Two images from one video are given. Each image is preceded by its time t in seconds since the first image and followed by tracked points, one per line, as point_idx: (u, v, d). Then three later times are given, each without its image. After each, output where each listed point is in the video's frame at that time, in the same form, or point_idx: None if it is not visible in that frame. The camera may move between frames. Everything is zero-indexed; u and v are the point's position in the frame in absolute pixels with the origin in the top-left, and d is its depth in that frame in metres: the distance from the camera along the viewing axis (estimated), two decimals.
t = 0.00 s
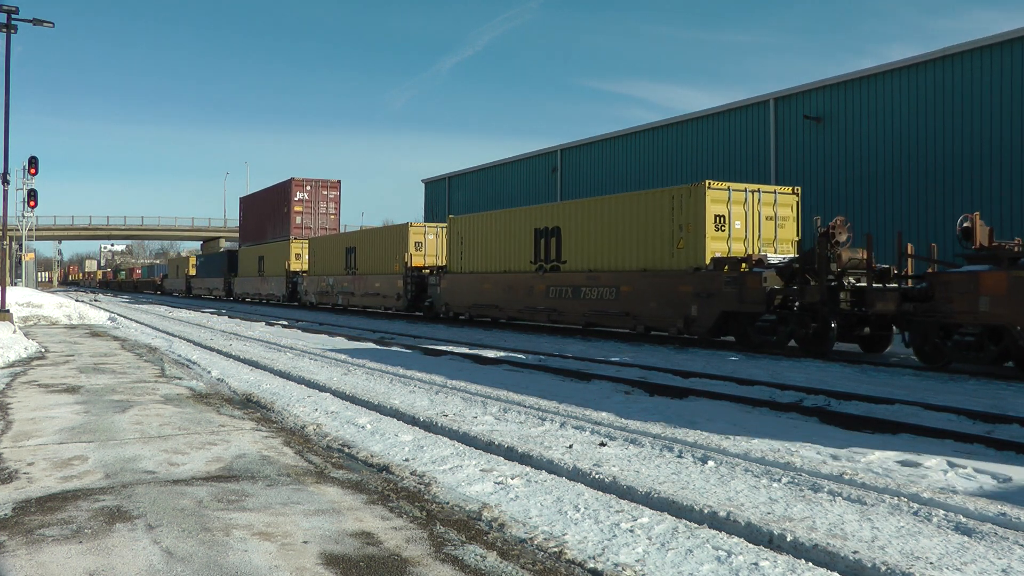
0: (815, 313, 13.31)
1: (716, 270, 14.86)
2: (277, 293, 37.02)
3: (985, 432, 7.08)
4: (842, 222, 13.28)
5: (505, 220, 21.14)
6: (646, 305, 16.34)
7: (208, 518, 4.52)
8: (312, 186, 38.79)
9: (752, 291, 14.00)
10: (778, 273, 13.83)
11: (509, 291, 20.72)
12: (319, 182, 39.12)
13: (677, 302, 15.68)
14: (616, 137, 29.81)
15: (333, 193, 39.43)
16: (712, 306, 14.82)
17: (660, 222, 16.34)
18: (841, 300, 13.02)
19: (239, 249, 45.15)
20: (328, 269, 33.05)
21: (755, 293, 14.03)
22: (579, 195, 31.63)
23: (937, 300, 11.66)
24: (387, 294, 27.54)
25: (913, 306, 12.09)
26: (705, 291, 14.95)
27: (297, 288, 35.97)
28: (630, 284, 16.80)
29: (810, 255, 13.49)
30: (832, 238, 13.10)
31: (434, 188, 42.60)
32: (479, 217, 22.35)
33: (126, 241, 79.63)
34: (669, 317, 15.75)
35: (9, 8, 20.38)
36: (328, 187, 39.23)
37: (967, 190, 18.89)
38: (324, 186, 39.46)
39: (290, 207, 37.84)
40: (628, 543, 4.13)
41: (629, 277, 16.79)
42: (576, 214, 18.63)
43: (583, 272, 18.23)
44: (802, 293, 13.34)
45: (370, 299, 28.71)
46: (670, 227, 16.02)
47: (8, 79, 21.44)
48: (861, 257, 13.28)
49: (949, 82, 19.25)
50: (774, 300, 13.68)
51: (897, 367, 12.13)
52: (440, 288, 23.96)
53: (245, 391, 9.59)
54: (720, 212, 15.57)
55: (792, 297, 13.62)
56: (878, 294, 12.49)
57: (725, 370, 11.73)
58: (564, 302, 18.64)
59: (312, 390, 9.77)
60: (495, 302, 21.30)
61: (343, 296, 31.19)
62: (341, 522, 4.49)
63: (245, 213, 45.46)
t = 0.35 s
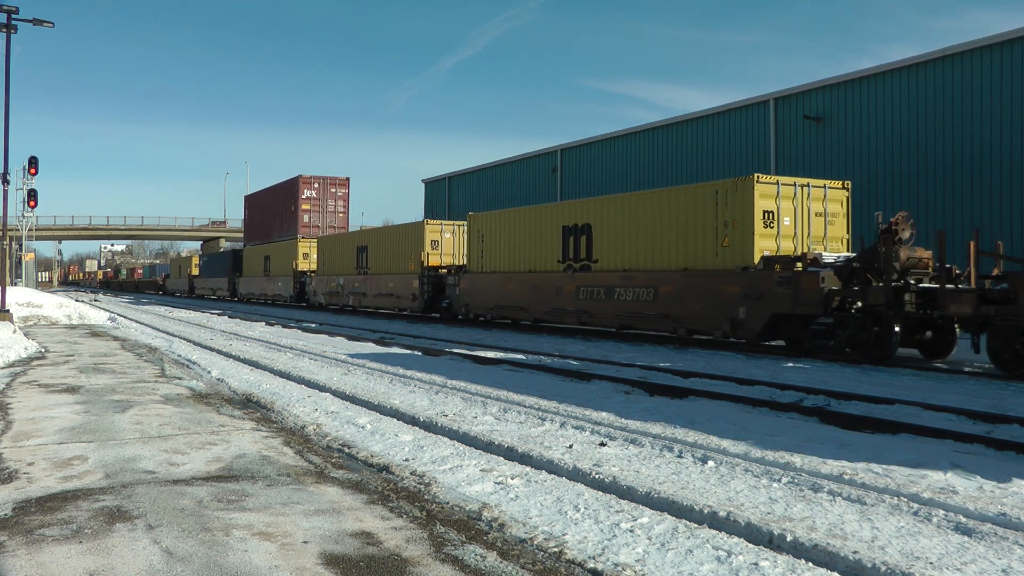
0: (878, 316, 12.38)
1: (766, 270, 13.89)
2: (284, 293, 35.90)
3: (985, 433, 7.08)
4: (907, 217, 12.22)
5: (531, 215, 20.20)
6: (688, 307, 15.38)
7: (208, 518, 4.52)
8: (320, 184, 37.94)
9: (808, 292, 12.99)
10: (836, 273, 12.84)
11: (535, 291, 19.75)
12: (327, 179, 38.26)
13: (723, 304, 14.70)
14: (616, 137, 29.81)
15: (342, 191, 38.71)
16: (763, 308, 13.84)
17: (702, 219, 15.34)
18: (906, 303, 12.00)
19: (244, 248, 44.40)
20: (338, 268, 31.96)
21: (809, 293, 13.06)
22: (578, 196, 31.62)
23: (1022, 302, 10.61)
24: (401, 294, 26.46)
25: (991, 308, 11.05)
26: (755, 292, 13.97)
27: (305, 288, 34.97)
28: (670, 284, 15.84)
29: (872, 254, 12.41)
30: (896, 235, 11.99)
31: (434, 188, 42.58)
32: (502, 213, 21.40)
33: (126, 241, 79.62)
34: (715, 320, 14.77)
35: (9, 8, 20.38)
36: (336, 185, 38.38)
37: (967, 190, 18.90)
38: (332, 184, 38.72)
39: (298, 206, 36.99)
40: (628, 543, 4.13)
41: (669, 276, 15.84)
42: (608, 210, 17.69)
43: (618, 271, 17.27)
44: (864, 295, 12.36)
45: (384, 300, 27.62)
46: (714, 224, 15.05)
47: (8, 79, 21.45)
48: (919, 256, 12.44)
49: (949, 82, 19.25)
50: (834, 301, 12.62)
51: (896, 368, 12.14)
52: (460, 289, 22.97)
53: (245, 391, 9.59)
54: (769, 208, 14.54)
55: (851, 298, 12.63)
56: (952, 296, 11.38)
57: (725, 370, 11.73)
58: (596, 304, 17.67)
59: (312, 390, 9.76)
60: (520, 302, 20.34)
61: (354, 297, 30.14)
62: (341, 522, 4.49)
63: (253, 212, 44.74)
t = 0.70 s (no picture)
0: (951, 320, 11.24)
1: (823, 269, 12.86)
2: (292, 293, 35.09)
3: (985, 433, 7.08)
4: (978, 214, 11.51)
5: (560, 212, 19.31)
6: (736, 310, 14.37)
7: (208, 519, 4.51)
8: (329, 181, 37.02)
9: (871, 292, 11.96)
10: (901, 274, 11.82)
11: (564, 292, 18.82)
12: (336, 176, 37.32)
13: (774, 306, 13.67)
14: (616, 137, 29.81)
15: (350, 188, 37.73)
16: (819, 312, 12.80)
17: (751, 215, 14.40)
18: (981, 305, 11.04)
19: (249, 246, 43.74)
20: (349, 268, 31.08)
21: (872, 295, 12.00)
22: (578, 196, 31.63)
23: None
24: (416, 295, 25.47)
25: None
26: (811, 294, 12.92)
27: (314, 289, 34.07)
28: (714, 285, 14.84)
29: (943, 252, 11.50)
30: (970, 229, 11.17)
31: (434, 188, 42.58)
32: (528, 211, 20.49)
33: (126, 241, 79.63)
34: (765, 324, 13.77)
35: (9, 8, 20.39)
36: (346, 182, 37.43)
37: (967, 190, 18.89)
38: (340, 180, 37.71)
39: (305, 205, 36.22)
40: (628, 543, 4.13)
41: (712, 276, 14.89)
42: (647, 206, 16.77)
43: (656, 271, 16.33)
44: (935, 295, 11.29)
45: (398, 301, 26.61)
46: (763, 220, 14.12)
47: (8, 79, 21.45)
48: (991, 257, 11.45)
49: (949, 83, 19.24)
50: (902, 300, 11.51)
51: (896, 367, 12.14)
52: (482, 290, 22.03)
53: (245, 391, 9.59)
54: (823, 202, 13.53)
55: (917, 300, 11.55)
56: None
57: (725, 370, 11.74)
58: (630, 305, 16.69)
59: (312, 390, 9.76)
60: (548, 304, 19.40)
61: (366, 297, 29.20)
62: (341, 522, 4.48)
63: (258, 209, 43.87)
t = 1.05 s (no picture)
0: None
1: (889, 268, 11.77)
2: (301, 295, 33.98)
3: (985, 433, 7.09)
4: None
5: (589, 208, 18.26)
6: (789, 313, 13.29)
7: (208, 518, 4.52)
8: (337, 177, 36.46)
9: (944, 294, 10.86)
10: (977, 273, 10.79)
11: (595, 293, 17.78)
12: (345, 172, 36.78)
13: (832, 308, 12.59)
14: (616, 137, 29.82)
15: (360, 185, 37.06)
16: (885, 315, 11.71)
17: (805, 210, 13.36)
18: None
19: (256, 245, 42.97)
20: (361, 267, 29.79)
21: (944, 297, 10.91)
22: (578, 196, 31.63)
23: None
24: (433, 296, 24.21)
25: None
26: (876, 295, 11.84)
27: (323, 289, 33.00)
28: (765, 286, 13.75)
29: None
30: None
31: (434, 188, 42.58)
32: (556, 206, 19.44)
33: (126, 241, 79.59)
34: (821, 328, 12.70)
35: (9, 8, 20.37)
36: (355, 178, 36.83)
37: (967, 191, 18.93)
38: (350, 177, 37.15)
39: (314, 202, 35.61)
40: (628, 543, 4.13)
41: (762, 275, 13.84)
42: (688, 201, 15.74)
43: (699, 270, 15.29)
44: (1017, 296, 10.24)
45: (414, 302, 25.30)
46: (819, 216, 13.08)
47: (8, 79, 21.44)
48: None
49: (949, 82, 19.25)
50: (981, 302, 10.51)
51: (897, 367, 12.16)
52: (506, 291, 20.94)
53: (245, 391, 9.59)
54: (886, 196, 12.47)
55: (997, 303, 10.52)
56: None
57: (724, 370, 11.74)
58: (670, 307, 15.67)
59: (312, 390, 9.76)
60: (577, 305, 18.33)
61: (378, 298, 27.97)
62: (342, 522, 4.48)
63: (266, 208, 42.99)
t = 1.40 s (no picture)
0: None
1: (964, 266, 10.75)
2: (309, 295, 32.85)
3: (985, 433, 7.08)
4: None
5: (625, 204, 17.30)
6: (848, 316, 12.26)
7: (208, 518, 4.51)
8: (347, 175, 35.59)
9: None
10: None
11: (630, 294, 16.73)
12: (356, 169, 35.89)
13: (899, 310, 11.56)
14: (616, 137, 29.82)
15: (370, 182, 36.25)
16: (959, 318, 10.69)
17: (866, 204, 12.35)
18: None
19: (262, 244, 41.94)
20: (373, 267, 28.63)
21: None
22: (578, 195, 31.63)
23: None
24: (452, 297, 23.13)
25: None
26: (949, 296, 10.81)
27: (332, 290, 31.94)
28: (824, 286, 12.70)
29: None
30: None
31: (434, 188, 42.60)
32: (589, 202, 18.48)
33: (126, 241, 79.55)
34: (886, 332, 11.68)
35: (9, 7, 20.36)
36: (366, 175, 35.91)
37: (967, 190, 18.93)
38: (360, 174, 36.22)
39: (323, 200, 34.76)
40: (628, 543, 4.13)
41: (820, 275, 12.81)
42: (736, 195, 14.77)
43: (747, 270, 14.29)
44: None
45: (431, 303, 24.16)
46: (882, 211, 12.08)
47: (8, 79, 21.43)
48: None
49: (949, 82, 19.25)
50: None
51: (896, 368, 12.16)
52: (532, 291, 19.88)
53: (245, 391, 9.59)
54: (957, 189, 11.39)
55: None
56: None
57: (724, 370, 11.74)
58: (715, 309, 14.63)
59: (312, 390, 9.76)
60: (610, 307, 17.25)
61: (392, 300, 26.82)
62: (342, 522, 4.48)
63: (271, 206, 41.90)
